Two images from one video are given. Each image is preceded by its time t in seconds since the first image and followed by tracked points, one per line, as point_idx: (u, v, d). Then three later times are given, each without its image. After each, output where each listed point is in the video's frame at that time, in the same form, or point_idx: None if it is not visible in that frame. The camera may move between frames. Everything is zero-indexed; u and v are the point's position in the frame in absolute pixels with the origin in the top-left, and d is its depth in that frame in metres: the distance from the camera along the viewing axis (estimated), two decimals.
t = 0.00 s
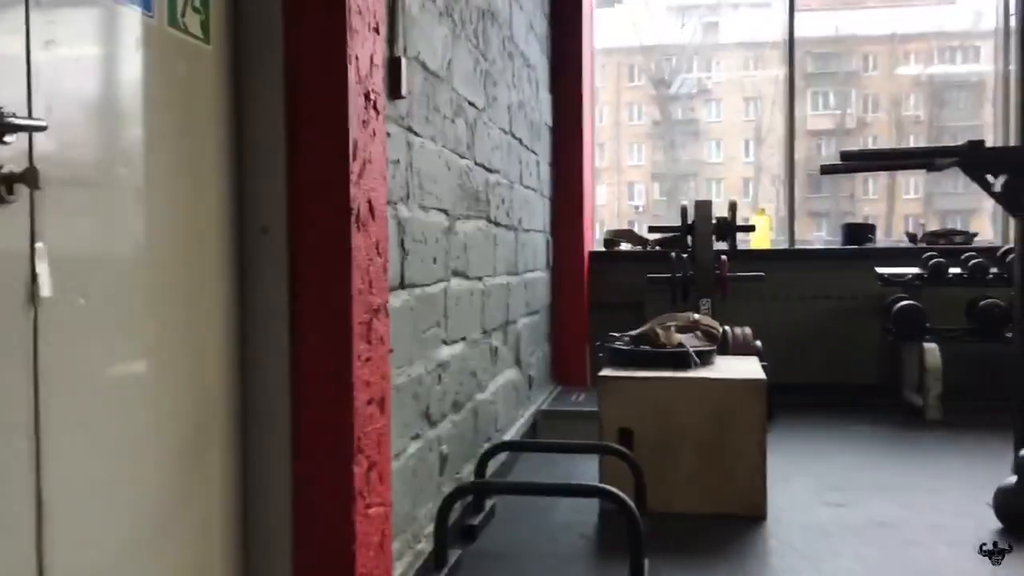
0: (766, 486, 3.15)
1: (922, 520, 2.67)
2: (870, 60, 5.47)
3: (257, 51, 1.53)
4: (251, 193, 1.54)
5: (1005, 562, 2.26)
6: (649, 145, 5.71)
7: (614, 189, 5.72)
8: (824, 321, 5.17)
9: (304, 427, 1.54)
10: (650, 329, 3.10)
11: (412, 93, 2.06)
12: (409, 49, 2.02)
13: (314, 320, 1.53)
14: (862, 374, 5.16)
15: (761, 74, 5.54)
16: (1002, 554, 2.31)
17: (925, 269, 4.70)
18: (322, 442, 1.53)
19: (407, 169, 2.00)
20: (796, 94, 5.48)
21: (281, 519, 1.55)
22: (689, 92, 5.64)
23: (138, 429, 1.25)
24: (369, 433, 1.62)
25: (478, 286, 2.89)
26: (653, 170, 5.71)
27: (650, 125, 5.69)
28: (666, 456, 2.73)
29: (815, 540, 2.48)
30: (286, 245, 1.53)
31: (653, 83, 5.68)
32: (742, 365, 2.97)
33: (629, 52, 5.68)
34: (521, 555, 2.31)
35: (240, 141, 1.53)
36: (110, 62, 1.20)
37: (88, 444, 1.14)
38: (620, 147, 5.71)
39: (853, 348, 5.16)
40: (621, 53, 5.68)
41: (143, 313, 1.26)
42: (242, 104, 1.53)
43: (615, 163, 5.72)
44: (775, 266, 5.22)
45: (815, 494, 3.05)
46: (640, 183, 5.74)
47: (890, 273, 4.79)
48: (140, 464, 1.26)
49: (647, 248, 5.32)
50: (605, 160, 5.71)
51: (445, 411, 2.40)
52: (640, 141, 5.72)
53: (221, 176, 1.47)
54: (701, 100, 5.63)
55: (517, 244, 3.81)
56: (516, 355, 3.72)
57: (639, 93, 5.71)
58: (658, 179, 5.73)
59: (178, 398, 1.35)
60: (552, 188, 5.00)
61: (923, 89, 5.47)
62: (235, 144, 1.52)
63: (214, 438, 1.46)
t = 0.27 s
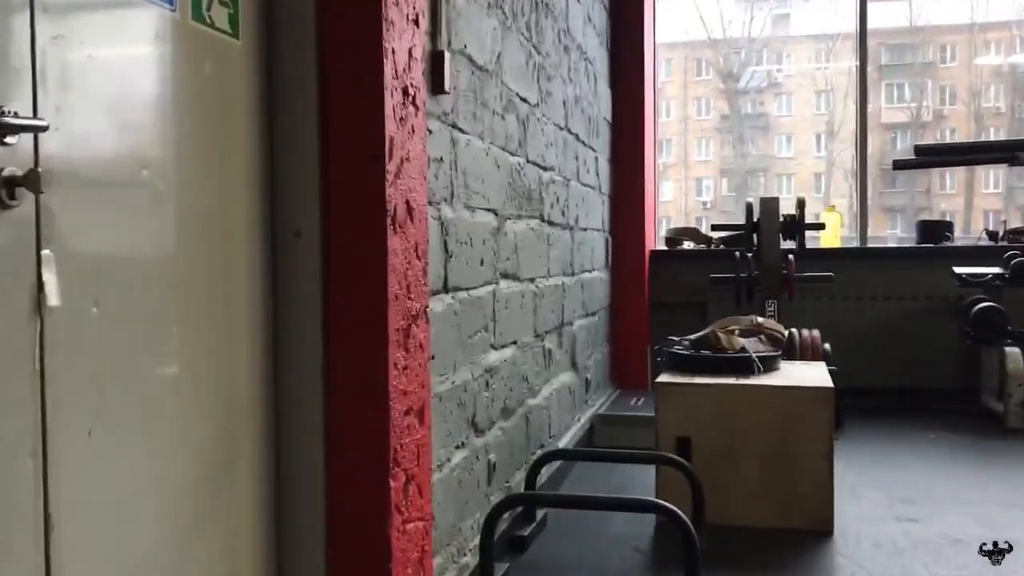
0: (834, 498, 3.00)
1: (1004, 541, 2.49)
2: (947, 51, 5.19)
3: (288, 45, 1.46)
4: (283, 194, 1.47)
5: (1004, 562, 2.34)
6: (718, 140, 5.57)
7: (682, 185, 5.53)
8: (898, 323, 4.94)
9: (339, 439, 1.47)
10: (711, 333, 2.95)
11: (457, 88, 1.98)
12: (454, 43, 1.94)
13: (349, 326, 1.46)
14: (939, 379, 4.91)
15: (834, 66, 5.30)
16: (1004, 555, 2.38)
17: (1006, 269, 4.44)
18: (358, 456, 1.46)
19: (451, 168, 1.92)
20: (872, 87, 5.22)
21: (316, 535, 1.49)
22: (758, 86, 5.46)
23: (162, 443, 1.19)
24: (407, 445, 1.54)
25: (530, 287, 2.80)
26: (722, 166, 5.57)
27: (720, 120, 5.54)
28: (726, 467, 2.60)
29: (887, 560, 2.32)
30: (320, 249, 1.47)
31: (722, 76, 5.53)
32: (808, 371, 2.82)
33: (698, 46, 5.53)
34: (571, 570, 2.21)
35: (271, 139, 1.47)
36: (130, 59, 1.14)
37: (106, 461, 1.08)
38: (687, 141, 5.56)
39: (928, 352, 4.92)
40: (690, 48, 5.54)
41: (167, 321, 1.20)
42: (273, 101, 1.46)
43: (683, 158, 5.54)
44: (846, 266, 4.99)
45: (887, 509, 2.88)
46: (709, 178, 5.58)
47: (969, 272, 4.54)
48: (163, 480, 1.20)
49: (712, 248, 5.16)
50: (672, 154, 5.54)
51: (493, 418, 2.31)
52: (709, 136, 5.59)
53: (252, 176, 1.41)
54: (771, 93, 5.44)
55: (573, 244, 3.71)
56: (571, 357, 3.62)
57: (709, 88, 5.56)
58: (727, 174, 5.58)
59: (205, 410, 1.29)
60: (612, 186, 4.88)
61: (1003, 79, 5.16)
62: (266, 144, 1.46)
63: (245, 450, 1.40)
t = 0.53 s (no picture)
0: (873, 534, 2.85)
1: None
2: (966, 50, 4.99)
3: (299, 70, 1.34)
4: (293, 233, 1.35)
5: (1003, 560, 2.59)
6: (734, 140, 5.40)
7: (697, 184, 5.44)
8: (931, 340, 4.76)
9: (353, 500, 1.35)
10: (744, 359, 2.82)
11: (480, 107, 1.86)
12: (476, 61, 1.82)
13: (365, 377, 1.33)
14: (974, 397, 4.73)
15: (851, 66, 5.14)
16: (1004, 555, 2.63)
17: None
18: (374, 519, 1.34)
19: (474, 194, 1.80)
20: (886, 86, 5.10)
21: None
22: (774, 86, 5.28)
23: (157, 521, 1.06)
24: (427, 503, 1.42)
25: (554, 312, 2.67)
26: (738, 165, 5.37)
27: (736, 119, 5.38)
28: (764, 504, 2.45)
29: None
30: (333, 292, 1.34)
31: (738, 76, 5.34)
32: (848, 401, 2.68)
33: (714, 45, 5.39)
34: None
35: (281, 173, 1.35)
36: (122, 92, 1.01)
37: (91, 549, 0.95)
38: (704, 142, 5.43)
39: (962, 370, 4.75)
40: (705, 46, 5.40)
41: (164, 382, 1.08)
42: (283, 132, 1.34)
43: (699, 158, 5.44)
44: (876, 279, 4.83)
45: (931, 546, 2.73)
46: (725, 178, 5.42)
47: (1008, 288, 4.37)
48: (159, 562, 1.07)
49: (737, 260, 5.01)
50: (688, 154, 5.45)
51: (517, 455, 2.19)
52: (725, 136, 5.43)
53: (259, 215, 1.28)
54: (788, 92, 5.26)
55: (597, 261, 3.57)
56: (595, 380, 3.48)
57: (724, 87, 5.39)
58: (744, 174, 5.38)
59: (207, 478, 1.16)
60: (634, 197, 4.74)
61: None
62: (275, 179, 1.34)
63: (251, 516, 1.27)
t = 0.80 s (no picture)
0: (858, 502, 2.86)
1: None
2: (963, 52, 5.07)
3: (274, 14, 1.35)
4: (270, 175, 1.37)
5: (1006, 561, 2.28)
6: (732, 143, 5.43)
7: (695, 188, 5.42)
8: (921, 321, 4.79)
9: (332, 439, 1.36)
10: (730, 329, 2.83)
11: (460, 67, 1.87)
12: (456, 19, 1.83)
13: (341, 317, 1.35)
14: (963, 379, 4.75)
15: (849, 66, 5.19)
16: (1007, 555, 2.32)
17: None
18: (351, 457, 1.35)
19: (454, 151, 1.81)
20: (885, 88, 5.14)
21: (307, 542, 1.38)
22: (772, 88, 5.33)
23: (128, 443, 1.08)
24: (406, 446, 1.43)
25: (539, 282, 2.69)
26: (736, 168, 5.42)
27: (733, 122, 5.41)
28: (748, 471, 2.47)
29: (919, 568, 2.20)
30: (310, 234, 1.36)
31: (736, 79, 5.38)
32: (832, 369, 2.69)
33: (710, 49, 5.40)
34: None
35: (257, 116, 1.36)
36: (90, 17, 1.03)
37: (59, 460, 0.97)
38: (701, 145, 5.43)
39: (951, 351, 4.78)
40: (701, 51, 5.40)
41: (136, 308, 1.10)
42: (259, 76, 1.36)
43: (697, 163, 5.42)
44: (866, 262, 4.85)
45: (916, 512, 2.75)
46: (722, 182, 5.45)
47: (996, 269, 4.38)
48: (131, 484, 1.09)
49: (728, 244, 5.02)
50: (686, 159, 5.43)
51: (502, 418, 2.20)
52: (723, 140, 5.45)
53: (234, 155, 1.30)
54: (786, 95, 5.31)
55: (586, 239, 3.59)
56: (584, 357, 3.50)
57: (722, 91, 5.41)
58: (741, 177, 5.43)
59: (180, 408, 1.18)
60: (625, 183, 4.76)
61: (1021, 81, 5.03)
62: (250, 120, 1.35)
63: (228, 450, 1.29)
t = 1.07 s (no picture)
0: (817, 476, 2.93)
1: (986, 513, 2.45)
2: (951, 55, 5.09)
3: None
4: (232, 141, 1.43)
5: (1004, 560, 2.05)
6: (723, 145, 5.55)
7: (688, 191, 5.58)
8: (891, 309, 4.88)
9: (290, 393, 1.42)
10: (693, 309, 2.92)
11: (423, 47, 1.94)
12: None
13: (300, 277, 1.41)
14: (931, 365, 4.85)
15: (834, 69, 5.25)
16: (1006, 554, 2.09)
17: (1001, 254, 4.37)
18: (308, 410, 1.42)
19: (416, 127, 1.88)
20: (875, 90, 5.18)
21: (266, 492, 1.44)
22: (762, 89, 5.43)
23: (94, 383, 1.14)
24: (362, 402, 1.50)
25: (507, 262, 2.76)
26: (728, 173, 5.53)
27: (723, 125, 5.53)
28: (707, 443, 2.56)
29: (866, 531, 2.29)
30: (270, 197, 1.43)
31: (725, 81, 5.48)
32: (790, 347, 2.78)
33: (697, 50, 5.49)
34: (544, 541, 2.18)
35: (220, 85, 1.43)
36: None
37: (27, 392, 1.03)
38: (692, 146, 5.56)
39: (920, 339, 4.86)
40: (691, 51, 5.49)
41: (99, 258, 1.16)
42: (222, 46, 1.43)
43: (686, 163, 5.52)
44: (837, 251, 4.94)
45: (872, 484, 2.83)
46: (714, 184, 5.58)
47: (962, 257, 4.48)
48: (97, 422, 1.15)
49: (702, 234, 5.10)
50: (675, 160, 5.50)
51: (466, 388, 2.28)
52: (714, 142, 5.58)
53: (197, 119, 1.37)
54: (776, 96, 5.41)
55: (557, 224, 3.66)
56: (556, 339, 3.58)
57: (711, 92, 5.54)
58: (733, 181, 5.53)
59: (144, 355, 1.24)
60: (601, 174, 4.84)
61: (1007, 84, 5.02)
62: (213, 87, 1.42)
63: (190, 401, 1.35)
